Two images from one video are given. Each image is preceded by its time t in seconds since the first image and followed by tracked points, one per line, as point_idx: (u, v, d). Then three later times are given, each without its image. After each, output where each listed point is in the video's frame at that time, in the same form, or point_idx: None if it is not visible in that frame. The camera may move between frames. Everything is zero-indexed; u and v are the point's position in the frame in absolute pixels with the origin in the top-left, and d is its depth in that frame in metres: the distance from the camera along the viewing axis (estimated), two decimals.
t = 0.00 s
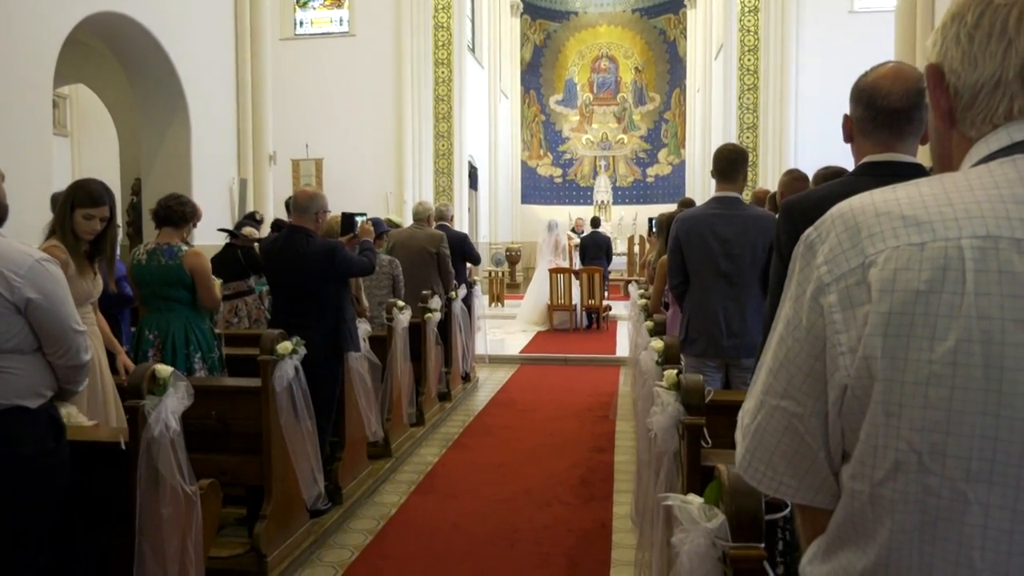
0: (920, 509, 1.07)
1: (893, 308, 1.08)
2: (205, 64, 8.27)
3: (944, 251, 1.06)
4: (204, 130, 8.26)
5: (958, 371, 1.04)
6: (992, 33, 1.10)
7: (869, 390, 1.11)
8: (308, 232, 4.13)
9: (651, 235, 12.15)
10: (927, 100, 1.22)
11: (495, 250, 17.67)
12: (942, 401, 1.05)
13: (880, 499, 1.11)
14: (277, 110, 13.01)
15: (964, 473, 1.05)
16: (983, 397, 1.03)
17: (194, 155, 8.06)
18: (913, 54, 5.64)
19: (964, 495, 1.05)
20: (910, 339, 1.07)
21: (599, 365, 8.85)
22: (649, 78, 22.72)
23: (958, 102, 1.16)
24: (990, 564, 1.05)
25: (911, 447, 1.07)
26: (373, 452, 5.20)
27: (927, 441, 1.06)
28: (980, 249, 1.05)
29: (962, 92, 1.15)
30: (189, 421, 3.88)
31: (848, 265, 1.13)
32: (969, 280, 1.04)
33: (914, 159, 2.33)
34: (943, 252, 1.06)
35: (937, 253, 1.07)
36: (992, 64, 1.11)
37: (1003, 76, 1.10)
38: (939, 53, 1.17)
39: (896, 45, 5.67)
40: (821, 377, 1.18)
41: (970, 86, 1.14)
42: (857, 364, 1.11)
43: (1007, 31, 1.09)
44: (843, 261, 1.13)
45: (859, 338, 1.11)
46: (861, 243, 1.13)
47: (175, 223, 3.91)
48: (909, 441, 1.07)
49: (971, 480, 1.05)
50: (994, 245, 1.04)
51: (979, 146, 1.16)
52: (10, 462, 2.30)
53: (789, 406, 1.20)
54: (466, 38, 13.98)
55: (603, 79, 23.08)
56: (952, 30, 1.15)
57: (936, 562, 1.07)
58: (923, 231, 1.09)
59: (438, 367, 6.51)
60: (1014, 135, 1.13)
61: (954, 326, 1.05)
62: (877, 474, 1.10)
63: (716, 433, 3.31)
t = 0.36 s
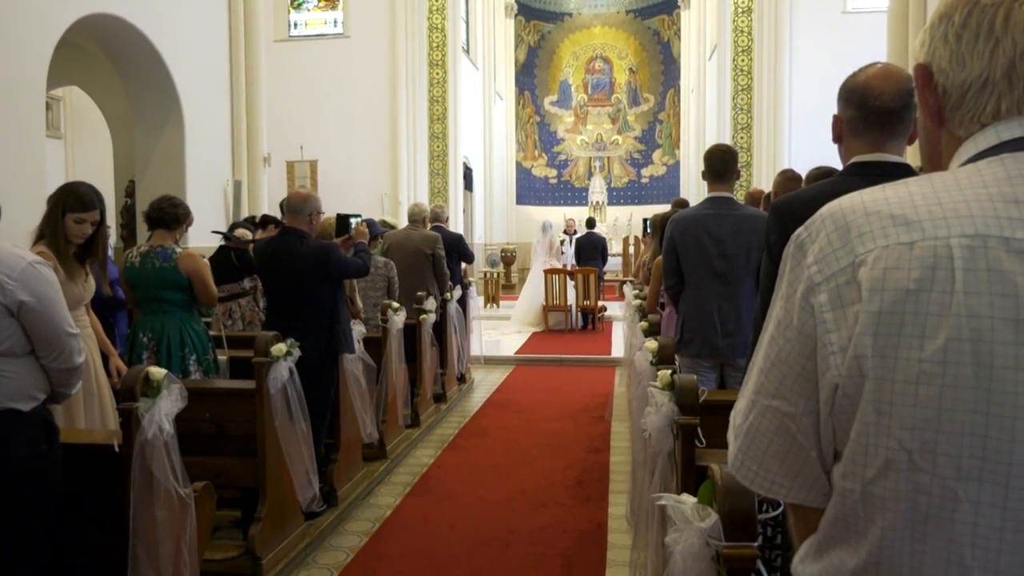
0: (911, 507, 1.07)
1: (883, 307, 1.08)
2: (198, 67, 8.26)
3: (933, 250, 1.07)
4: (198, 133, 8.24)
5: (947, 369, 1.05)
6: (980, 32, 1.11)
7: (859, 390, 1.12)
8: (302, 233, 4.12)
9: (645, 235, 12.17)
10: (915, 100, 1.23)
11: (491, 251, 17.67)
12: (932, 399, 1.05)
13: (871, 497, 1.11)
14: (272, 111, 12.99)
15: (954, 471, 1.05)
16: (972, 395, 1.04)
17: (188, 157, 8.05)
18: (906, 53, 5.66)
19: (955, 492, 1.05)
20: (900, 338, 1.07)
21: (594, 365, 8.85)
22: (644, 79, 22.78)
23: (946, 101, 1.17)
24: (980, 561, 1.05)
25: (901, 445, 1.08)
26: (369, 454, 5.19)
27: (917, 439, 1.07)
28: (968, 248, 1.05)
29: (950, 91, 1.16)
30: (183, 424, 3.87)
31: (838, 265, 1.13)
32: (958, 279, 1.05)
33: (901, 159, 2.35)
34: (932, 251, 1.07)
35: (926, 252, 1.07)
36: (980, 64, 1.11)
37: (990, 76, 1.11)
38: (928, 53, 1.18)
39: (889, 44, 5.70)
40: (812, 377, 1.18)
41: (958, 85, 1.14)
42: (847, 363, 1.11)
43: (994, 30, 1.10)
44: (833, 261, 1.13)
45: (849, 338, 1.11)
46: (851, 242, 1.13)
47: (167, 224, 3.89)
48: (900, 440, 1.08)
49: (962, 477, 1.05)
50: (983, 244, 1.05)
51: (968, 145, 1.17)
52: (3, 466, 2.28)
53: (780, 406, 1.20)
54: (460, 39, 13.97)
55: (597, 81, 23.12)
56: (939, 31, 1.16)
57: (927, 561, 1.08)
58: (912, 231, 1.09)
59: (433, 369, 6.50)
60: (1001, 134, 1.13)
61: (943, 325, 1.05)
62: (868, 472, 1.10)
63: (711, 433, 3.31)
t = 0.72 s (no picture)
0: (906, 509, 1.07)
1: (877, 309, 1.08)
2: (196, 73, 8.27)
3: (926, 252, 1.07)
4: (195, 139, 8.25)
5: (941, 370, 1.05)
6: (971, 36, 1.12)
7: (854, 391, 1.12)
8: (298, 238, 4.12)
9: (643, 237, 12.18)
10: (908, 103, 1.23)
11: (488, 255, 17.67)
12: (926, 401, 1.06)
13: (866, 498, 1.11)
14: (270, 115, 13.00)
15: (948, 472, 1.05)
16: (965, 396, 1.04)
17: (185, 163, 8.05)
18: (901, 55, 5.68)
19: (949, 494, 1.05)
20: (894, 339, 1.08)
21: (593, 369, 8.84)
22: (640, 82, 22.83)
23: (938, 104, 1.17)
24: (975, 562, 1.05)
25: (896, 446, 1.08)
26: (367, 459, 5.19)
27: (912, 440, 1.07)
28: (961, 250, 1.06)
29: (941, 94, 1.16)
30: (180, 429, 3.86)
31: (832, 267, 1.13)
32: (950, 281, 1.05)
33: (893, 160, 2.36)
34: (925, 253, 1.07)
35: (918, 254, 1.08)
36: (970, 67, 1.12)
37: (981, 79, 1.12)
38: (919, 57, 1.19)
39: (884, 45, 5.72)
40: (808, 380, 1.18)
41: (949, 88, 1.15)
42: (842, 365, 1.12)
43: (983, 34, 1.11)
44: (827, 264, 1.14)
45: (844, 339, 1.12)
46: (845, 245, 1.13)
47: (162, 229, 3.89)
48: (894, 441, 1.08)
49: (955, 478, 1.05)
50: (975, 246, 1.05)
51: (960, 148, 1.17)
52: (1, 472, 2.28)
53: (776, 408, 1.21)
54: (457, 42, 13.98)
55: (594, 84, 23.16)
56: (930, 35, 1.17)
57: (923, 562, 1.07)
58: (905, 234, 1.09)
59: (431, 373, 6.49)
60: (994, 136, 1.13)
61: (938, 326, 1.06)
62: (863, 474, 1.10)
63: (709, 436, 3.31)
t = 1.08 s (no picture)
0: (901, 517, 1.06)
1: (871, 316, 1.08)
2: (191, 83, 8.27)
3: (919, 260, 1.06)
4: (190, 149, 8.25)
5: (935, 377, 1.04)
6: (962, 44, 1.12)
7: (849, 398, 1.11)
8: (292, 246, 4.10)
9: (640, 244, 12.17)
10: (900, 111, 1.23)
11: (485, 262, 17.67)
12: (921, 408, 1.05)
13: (863, 506, 1.10)
14: (266, 122, 13.02)
15: (944, 478, 1.04)
16: (960, 404, 1.03)
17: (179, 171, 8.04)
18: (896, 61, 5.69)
19: (945, 501, 1.04)
20: (887, 346, 1.07)
21: (590, 377, 8.83)
22: (637, 88, 22.93)
23: (931, 112, 1.17)
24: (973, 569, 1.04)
25: (891, 454, 1.07)
26: (363, 469, 5.17)
27: (907, 448, 1.06)
28: (954, 257, 1.05)
29: (934, 102, 1.16)
30: (175, 439, 3.84)
31: (826, 274, 1.12)
32: (943, 289, 1.04)
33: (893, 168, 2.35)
34: (918, 260, 1.06)
35: (912, 261, 1.07)
36: (962, 75, 1.12)
37: (973, 86, 1.11)
38: (912, 65, 1.18)
39: (879, 51, 5.73)
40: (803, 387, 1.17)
41: (942, 96, 1.14)
42: (837, 373, 1.11)
43: (974, 41, 1.11)
44: (821, 270, 1.13)
45: (838, 347, 1.11)
46: (839, 252, 1.12)
47: (154, 238, 3.87)
48: (889, 448, 1.07)
49: (951, 486, 1.04)
50: (968, 253, 1.04)
51: (953, 155, 1.16)
52: None
53: (772, 415, 1.20)
54: (453, 49, 14.01)
55: (591, 91, 23.31)
56: (923, 43, 1.17)
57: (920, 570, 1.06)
58: (899, 240, 1.08)
59: (427, 383, 6.46)
60: (986, 143, 1.13)
61: (932, 333, 1.05)
62: (858, 481, 1.10)
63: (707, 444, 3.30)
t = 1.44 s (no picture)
0: (900, 522, 1.05)
1: (868, 320, 1.07)
2: (182, 90, 8.24)
3: (916, 264, 1.06)
4: (182, 157, 8.22)
5: (933, 383, 1.03)
6: (961, 46, 1.10)
7: (847, 403, 1.10)
8: (286, 252, 4.07)
9: (638, 250, 12.14)
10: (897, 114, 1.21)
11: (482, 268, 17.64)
12: (918, 413, 1.04)
13: (862, 512, 1.09)
14: (261, 127, 12.98)
15: (943, 483, 1.03)
16: (958, 411, 1.02)
17: (171, 176, 8.01)
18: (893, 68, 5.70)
19: (944, 505, 1.03)
20: (885, 350, 1.06)
21: (588, 384, 8.79)
22: (635, 92, 22.94)
23: (929, 115, 1.15)
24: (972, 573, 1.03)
25: (890, 458, 1.06)
26: (359, 479, 5.12)
27: (906, 453, 1.05)
28: (951, 261, 1.04)
29: (932, 104, 1.13)
30: (167, 449, 3.80)
31: (824, 278, 1.11)
32: (941, 293, 1.04)
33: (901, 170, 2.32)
34: (915, 264, 1.06)
35: (909, 265, 1.06)
36: (961, 78, 1.10)
37: (972, 89, 1.10)
38: (909, 67, 1.16)
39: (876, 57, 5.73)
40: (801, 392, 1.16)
41: (940, 98, 1.12)
42: (835, 377, 1.10)
43: (974, 43, 1.09)
44: (818, 274, 1.12)
45: (836, 350, 1.10)
46: (836, 256, 1.12)
47: (143, 246, 3.83)
48: (887, 453, 1.06)
49: (951, 490, 1.03)
50: (966, 256, 1.04)
51: (950, 158, 1.14)
52: None
53: (770, 420, 1.19)
54: (448, 52, 13.96)
55: (588, 94, 23.34)
56: (920, 46, 1.15)
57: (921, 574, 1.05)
58: (896, 244, 1.08)
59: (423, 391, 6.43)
60: (983, 147, 1.11)
61: (928, 337, 1.04)
62: (857, 486, 1.08)
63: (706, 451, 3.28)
